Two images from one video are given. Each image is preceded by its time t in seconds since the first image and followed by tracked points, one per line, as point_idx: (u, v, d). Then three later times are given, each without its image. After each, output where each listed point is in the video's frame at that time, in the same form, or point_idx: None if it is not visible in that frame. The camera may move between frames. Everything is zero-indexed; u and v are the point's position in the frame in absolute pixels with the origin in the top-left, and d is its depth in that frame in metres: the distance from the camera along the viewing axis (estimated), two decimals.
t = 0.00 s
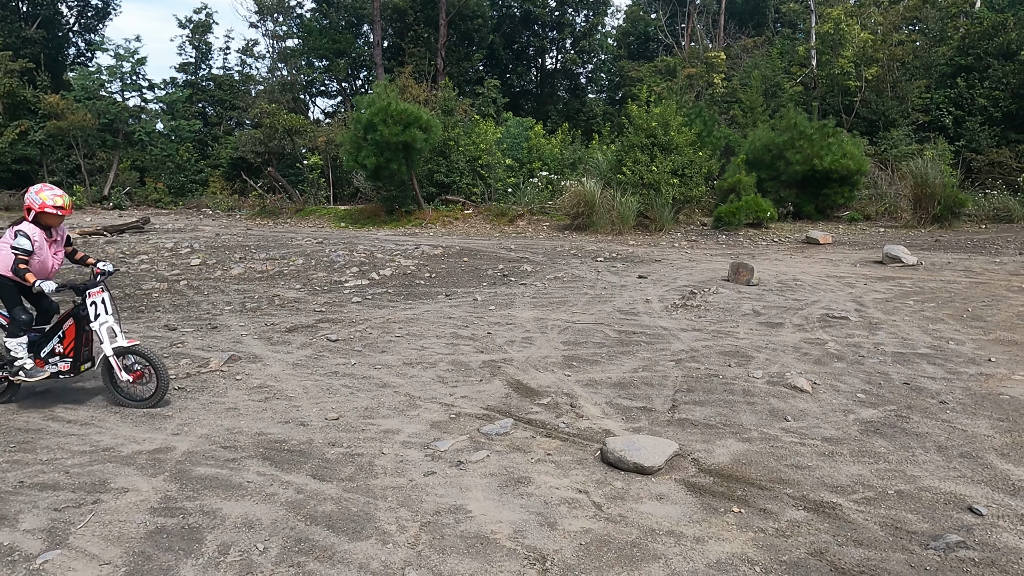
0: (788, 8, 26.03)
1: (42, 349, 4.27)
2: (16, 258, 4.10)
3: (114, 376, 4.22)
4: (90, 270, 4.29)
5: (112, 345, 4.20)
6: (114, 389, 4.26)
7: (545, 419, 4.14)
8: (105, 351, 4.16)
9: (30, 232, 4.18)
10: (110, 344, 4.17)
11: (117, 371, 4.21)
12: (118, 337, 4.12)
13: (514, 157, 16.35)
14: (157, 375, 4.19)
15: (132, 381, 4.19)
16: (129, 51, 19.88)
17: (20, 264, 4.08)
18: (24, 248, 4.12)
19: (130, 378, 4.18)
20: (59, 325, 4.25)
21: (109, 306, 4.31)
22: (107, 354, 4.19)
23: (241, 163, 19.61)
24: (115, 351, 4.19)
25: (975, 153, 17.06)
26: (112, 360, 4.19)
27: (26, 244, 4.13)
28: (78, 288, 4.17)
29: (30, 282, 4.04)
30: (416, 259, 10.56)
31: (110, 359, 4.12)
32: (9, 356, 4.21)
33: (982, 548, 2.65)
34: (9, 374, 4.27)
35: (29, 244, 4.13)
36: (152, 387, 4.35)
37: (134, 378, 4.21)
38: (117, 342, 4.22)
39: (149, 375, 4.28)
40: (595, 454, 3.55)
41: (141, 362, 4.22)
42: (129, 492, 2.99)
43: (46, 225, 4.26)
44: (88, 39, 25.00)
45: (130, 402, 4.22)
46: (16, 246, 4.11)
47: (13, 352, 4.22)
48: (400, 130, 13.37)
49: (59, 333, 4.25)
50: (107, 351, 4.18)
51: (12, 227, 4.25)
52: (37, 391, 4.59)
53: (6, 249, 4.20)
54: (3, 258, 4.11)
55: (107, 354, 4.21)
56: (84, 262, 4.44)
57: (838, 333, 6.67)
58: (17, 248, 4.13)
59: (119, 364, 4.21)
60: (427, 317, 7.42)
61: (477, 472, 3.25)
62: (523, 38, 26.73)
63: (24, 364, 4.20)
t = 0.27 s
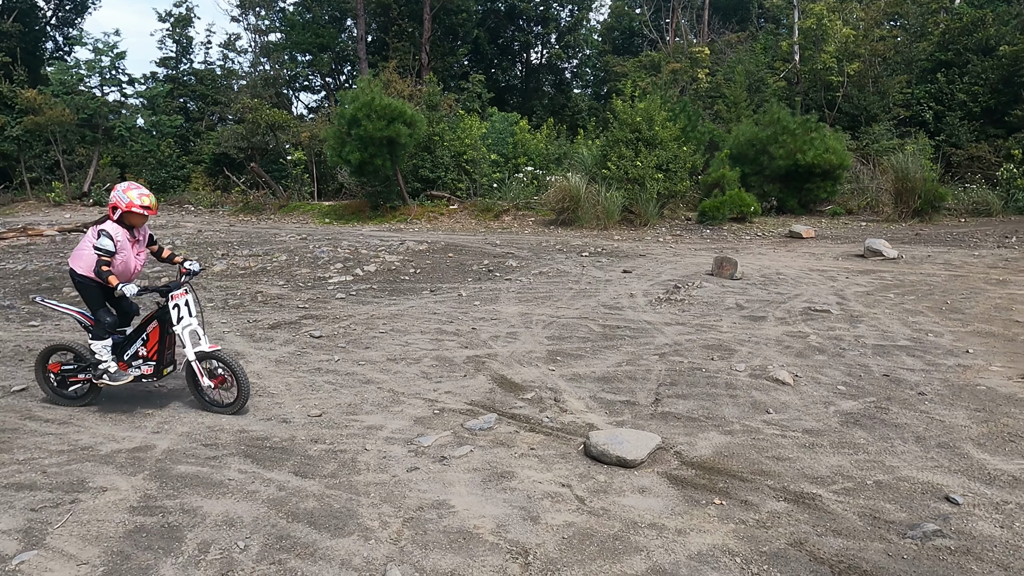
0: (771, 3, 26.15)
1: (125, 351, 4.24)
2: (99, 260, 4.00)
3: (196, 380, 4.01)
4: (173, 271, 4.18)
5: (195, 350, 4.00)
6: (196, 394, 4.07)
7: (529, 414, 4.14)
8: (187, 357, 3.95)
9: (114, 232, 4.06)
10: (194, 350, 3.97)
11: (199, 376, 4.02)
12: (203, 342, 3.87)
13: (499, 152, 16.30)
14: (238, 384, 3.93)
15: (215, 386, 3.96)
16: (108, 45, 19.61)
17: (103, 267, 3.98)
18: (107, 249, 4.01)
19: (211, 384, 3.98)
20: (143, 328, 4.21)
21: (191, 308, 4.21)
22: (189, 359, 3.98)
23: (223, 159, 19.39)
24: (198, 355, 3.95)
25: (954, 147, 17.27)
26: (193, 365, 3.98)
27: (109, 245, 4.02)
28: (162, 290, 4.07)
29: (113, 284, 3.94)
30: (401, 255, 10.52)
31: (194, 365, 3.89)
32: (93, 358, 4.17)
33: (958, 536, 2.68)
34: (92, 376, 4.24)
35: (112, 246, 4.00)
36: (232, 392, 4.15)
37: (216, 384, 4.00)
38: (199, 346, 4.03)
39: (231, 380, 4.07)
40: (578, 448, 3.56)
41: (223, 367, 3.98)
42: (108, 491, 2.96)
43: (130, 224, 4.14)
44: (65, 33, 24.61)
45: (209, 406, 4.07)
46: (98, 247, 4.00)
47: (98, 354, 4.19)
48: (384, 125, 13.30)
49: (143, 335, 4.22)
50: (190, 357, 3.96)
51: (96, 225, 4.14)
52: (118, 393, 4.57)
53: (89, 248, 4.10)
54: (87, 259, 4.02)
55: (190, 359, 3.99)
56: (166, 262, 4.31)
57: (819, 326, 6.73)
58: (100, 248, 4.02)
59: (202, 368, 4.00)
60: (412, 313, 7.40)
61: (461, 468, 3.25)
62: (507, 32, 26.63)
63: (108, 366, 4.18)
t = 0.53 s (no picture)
0: None
1: (192, 354, 3.97)
2: (172, 259, 3.84)
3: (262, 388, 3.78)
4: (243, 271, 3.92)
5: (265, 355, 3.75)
6: (258, 402, 3.82)
7: (506, 408, 4.15)
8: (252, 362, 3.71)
9: (187, 231, 3.89)
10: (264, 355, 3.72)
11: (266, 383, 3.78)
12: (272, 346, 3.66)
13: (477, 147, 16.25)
14: (306, 391, 3.74)
15: (283, 396, 3.72)
16: (76, 38, 19.19)
17: (176, 266, 3.82)
18: (180, 249, 3.84)
19: (278, 393, 3.73)
20: (210, 329, 3.94)
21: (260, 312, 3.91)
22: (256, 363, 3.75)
23: (196, 154, 19.08)
24: (267, 360, 3.73)
25: (924, 142, 17.59)
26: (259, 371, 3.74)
27: (182, 245, 3.85)
28: (231, 290, 3.80)
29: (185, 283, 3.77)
30: (378, 250, 10.46)
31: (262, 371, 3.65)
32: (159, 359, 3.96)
33: (925, 522, 2.73)
34: (157, 379, 4.01)
35: (185, 246, 3.84)
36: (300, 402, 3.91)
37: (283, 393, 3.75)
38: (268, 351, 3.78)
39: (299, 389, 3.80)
40: (555, 441, 3.58)
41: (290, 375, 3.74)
42: (76, 491, 2.91)
43: (204, 225, 3.94)
44: (31, 25, 24.03)
45: (274, 416, 3.78)
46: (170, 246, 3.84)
47: (164, 355, 3.97)
48: (360, 120, 13.19)
49: (210, 337, 3.95)
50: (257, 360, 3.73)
51: (169, 224, 3.98)
52: (182, 399, 4.32)
53: (162, 247, 3.94)
54: (157, 259, 3.86)
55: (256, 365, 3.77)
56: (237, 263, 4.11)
57: (793, 318, 6.82)
58: (172, 248, 3.86)
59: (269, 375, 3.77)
60: (389, 309, 7.37)
61: (437, 462, 3.24)
62: (485, 27, 26.53)
63: (174, 369, 3.95)
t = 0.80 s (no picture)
0: None
1: (255, 357, 3.76)
2: (241, 261, 3.62)
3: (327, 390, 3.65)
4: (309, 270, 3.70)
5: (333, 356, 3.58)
6: (322, 405, 3.68)
7: (476, 404, 4.14)
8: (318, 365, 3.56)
9: (258, 232, 3.68)
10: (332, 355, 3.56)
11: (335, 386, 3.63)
12: (339, 347, 3.53)
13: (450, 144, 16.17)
14: (377, 393, 3.61)
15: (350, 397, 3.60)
16: (36, 32, 18.69)
17: (245, 268, 3.60)
18: (250, 251, 3.62)
19: (348, 395, 3.61)
20: (275, 332, 3.72)
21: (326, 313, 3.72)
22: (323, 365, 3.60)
23: (163, 152, 18.69)
24: (335, 362, 3.57)
25: (889, 140, 17.95)
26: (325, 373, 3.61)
27: (253, 246, 3.63)
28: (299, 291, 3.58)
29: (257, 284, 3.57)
30: (350, 249, 10.36)
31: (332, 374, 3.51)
32: (221, 364, 3.75)
33: (886, 509, 2.79)
34: (217, 385, 3.79)
35: (256, 247, 3.63)
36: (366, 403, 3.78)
37: (352, 395, 3.63)
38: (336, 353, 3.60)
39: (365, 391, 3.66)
40: (525, 436, 3.58)
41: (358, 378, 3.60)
42: (34, 495, 2.83)
43: (275, 227, 3.76)
44: None
45: (344, 421, 3.64)
46: (240, 247, 3.62)
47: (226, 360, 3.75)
48: (331, 117, 13.06)
49: (275, 339, 3.74)
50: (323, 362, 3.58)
51: (236, 226, 3.78)
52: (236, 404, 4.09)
53: (228, 248, 3.73)
54: (227, 262, 3.68)
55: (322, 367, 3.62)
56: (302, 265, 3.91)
57: (761, 312, 6.91)
58: (242, 250, 3.64)
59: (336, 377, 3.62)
60: (360, 306, 7.31)
61: (406, 459, 3.23)
62: (457, 24, 26.43)
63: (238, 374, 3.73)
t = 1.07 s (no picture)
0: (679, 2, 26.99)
1: (319, 365, 3.61)
2: (306, 268, 3.46)
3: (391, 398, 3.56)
4: (373, 274, 3.55)
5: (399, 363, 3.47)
6: (388, 413, 3.58)
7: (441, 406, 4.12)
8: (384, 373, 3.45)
9: (320, 237, 3.52)
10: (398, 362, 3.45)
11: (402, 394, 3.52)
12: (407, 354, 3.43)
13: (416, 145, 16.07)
14: (446, 401, 3.50)
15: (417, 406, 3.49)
16: None
17: (310, 276, 3.45)
18: (315, 258, 3.46)
19: (415, 403, 3.50)
20: (340, 338, 3.57)
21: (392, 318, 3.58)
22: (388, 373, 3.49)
23: (120, 153, 18.21)
24: (402, 370, 3.45)
25: (847, 141, 18.39)
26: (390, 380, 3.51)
27: (317, 253, 3.47)
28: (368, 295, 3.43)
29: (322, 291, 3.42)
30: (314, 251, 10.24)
31: (400, 383, 3.40)
32: (285, 373, 3.59)
33: (841, 502, 2.85)
34: (278, 395, 3.64)
35: (320, 254, 3.47)
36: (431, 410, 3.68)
37: (419, 403, 3.53)
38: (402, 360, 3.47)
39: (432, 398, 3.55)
40: (490, 437, 3.57)
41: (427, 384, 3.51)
42: None
43: (336, 233, 3.61)
44: None
45: (412, 431, 3.54)
46: (303, 254, 3.46)
47: (289, 369, 3.60)
48: (294, 117, 12.88)
49: (339, 347, 3.57)
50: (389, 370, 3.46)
51: (298, 231, 3.63)
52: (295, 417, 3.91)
53: (291, 255, 3.58)
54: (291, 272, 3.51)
55: (388, 375, 3.51)
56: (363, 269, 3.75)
57: (723, 311, 7.02)
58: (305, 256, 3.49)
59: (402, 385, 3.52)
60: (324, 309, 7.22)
61: (370, 463, 3.19)
62: (423, 25, 26.35)
63: (302, 384, 3.58)
